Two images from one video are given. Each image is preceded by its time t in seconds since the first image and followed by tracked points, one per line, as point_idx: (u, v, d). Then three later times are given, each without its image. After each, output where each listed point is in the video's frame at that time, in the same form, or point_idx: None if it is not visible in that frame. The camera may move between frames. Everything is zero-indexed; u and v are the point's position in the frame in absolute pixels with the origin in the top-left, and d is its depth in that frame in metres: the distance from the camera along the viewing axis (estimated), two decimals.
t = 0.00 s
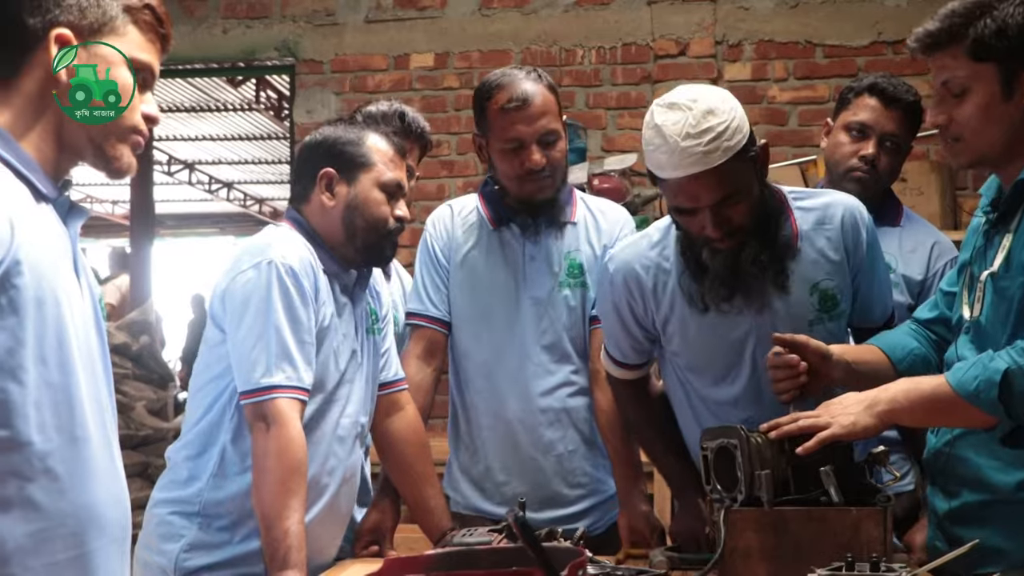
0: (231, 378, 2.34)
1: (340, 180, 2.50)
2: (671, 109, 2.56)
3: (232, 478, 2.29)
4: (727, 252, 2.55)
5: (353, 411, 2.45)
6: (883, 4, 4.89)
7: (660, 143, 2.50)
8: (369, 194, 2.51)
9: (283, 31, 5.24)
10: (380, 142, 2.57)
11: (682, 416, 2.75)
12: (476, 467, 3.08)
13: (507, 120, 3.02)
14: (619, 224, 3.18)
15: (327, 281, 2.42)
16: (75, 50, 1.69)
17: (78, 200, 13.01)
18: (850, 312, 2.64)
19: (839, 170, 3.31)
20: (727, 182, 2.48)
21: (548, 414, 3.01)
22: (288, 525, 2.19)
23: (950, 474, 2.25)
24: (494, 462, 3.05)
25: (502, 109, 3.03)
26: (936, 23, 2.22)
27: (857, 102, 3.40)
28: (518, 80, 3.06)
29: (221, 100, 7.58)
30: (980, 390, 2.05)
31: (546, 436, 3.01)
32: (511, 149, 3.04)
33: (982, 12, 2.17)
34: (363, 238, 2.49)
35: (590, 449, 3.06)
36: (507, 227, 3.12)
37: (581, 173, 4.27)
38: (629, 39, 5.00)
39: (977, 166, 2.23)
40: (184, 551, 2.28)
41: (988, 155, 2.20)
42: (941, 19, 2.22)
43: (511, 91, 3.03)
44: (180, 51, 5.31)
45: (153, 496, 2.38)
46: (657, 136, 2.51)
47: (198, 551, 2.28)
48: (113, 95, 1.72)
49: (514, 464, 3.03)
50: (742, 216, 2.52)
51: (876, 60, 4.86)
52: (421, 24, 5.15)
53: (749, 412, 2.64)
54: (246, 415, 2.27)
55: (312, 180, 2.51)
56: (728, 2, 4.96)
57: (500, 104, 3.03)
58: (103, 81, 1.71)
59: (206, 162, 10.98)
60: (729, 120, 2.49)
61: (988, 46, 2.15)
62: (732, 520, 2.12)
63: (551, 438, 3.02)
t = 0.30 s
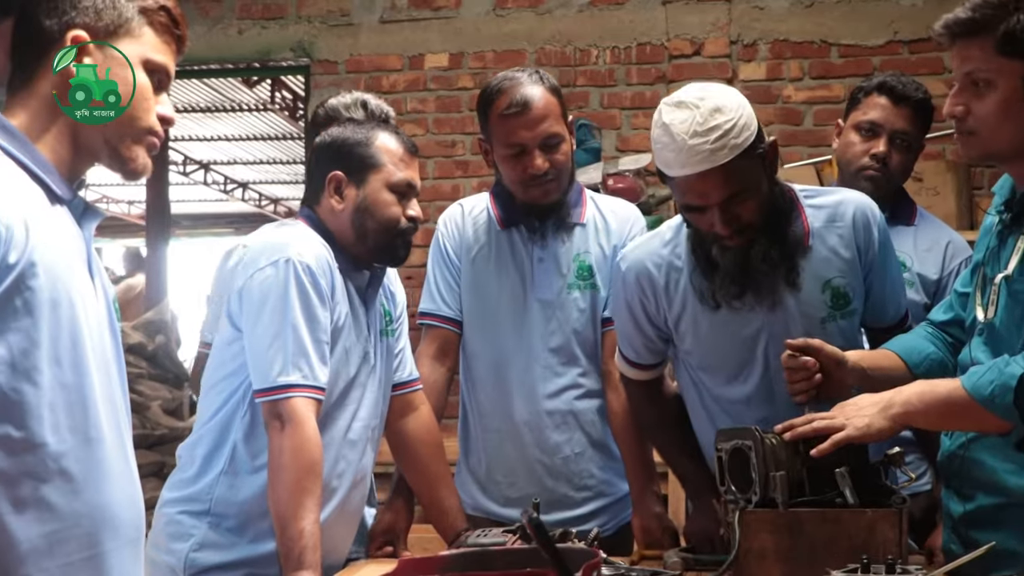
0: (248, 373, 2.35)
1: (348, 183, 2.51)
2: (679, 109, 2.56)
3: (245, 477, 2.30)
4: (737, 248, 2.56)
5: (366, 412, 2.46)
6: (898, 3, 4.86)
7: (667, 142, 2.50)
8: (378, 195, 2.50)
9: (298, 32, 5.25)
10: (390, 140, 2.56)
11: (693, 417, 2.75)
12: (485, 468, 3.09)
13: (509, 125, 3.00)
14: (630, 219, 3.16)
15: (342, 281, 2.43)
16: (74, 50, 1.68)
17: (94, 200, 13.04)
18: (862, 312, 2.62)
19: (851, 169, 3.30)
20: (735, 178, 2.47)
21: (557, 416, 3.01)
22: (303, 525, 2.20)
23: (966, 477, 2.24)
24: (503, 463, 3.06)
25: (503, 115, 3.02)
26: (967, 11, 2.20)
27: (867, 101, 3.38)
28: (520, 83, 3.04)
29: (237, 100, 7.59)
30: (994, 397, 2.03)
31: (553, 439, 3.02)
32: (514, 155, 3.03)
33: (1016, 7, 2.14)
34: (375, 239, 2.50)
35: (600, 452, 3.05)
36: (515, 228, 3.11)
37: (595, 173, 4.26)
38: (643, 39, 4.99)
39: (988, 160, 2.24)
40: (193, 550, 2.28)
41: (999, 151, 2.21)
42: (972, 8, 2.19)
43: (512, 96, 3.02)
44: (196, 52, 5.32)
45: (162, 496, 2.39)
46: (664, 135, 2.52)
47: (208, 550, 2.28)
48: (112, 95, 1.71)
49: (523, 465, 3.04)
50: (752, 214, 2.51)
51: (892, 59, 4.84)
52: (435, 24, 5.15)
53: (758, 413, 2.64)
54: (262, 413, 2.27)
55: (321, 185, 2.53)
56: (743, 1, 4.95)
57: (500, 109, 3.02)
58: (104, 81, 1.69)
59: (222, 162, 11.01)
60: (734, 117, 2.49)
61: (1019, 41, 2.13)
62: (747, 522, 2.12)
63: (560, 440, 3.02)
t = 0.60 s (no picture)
0: (254, 377, 2.35)
1: (349, 186, 2.52)
2: (706, 86, 2.61)
3: (255, 479, 2.30)
4: (760, 225, 2.58)
5: (378, 414, 2.46)
6: (914, 2, 4.84)
7: (694, 116, 2.56)
8: (379, 198, 2.50)
9: (314, 33, 5.26)
10: (392, 137, 2.55)
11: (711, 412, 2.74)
12: (500, 470, 3.09)
13: (519, 127, 2.99)
14: (641, 223, 3.18)
15: (350, 280, 2.43)
16: (74, 50, 1.67)
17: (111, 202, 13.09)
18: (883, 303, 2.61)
19: (863, 169, 3.29)
20: (760, 151, 2.51)
21: (571, 416, 3.01)
22: (317, 527, 2.20)
23: (984, 479, 2.23)
24: (517, 464, 3.05)
25: (514, 117, 3.00)
26: None
27: (877, 101, 3.37)
28: (531, 85, 3.03)
29: (253, 101, 7.61)
30: (966, 388, 2.01)
31: (568, 440, 3.01)
32: (526, 156, 3.02)
33: None
34: (378, 240, 2.50)
35: (614, 452, 3.04)
36: (527, 228, 3.12)
37: (611, 174, 4.25)
38: (658, 39, 4.98)
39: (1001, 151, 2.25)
40: (206, 551, 2.30)
41: (1010, 142, 2.21)
42: None
43: (523, 98, 3.00)
44: (213, 55, 5.34)
45: (177, 496, 2.42)
46: (692, 110, 2.57)
47: (220, 552, 2.30)
48: (112, 95, 1.70)
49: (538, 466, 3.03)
50: (775, 189, 2.55)
51: (908, 59, 4.82)
52: (450, 25, 5.16)
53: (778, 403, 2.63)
54: (273, 415, 2.28)
55: (321, 190, 2.55)
56: (758, 1, 4.94)
57: (511, 112, 3.01)
58: (103, 81, 1.69)
59: (239, 163, 11.04)
60: (761, 92, 2.54)
61: None
62: (763, 523, 2.14)
63: (574, 442, 3.01)
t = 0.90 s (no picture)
0: (269, 379, 2.35)
1: (357, 190, 2.54)
2: (750, 56, 2.70)
3: (271, 480, 2.31)
4: (792, 200, 2.68)
5: (395, 414, 2.47)
6: (933, 2, 4.82)
7: (735, 84, 2.65)
8: (386, 201, 2.51)
9: (331, 35, 5.27)
10: (399, 138, 2.55)
11: (737, 398, 2.80)
12: (517, 470, 3.08)
13: (530, 136, 2.99)
14: (654, 222, 3.16)
15: (363, 280, 2.44)
16: (73, 51, 1.67)
17: (129, 203, 13.12)
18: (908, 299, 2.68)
19: (879, 170, 3.28)
20: (797, 124, 2.61)
21: (586, 417, 3.01)
22: (333, 528, 2.20)
23: (999, 481, 2.22)
24: (534, 465, 3.05)
25: (525, 125, 3.00)
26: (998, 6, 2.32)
27: (892, 102, 3.35)
28: (540, 91, 3.03)
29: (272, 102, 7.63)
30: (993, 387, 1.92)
31: (586, 441, 3.01)
32: (537, 163, 3.02)
33: None
34: (388, 244, 2.51)
35: (631, 453, 3.04)
36: (540, 231, 3.12)
37: (628, 175, 4.25)
38: (675, 39, 4.98)
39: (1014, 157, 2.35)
40: (222, 553, 2.32)
41: None
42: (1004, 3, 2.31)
43: (532, 106, 3.00)
44: (230, 57, 5.36)
45: (193, 498, 2.43)
46: (733, 77, 2.66)
47: (236, 554, 2.31)
48: (112, 96, 1.70)
49: (555, 466, 3.03)
50: (808, 165, 2.65)
51: (927, 58, 4.80)
52: (466, 26, 5.16)
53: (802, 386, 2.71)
54: (288, 417, 2.28)
55: (331, 193, 2.56)
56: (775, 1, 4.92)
57: (521, 119, 3.01)
58: (104, 81, 1.68)
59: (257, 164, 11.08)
60: (802, 66, 2.63)
61: None
62: (781, 525, 2.12)
63: (591, 443, 3.01)
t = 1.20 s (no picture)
0: (288, 381, 2.36)
1: (372, 193, 2.55)
2: (792, 47, 2.91)
3: (290, 481, 2.31)
4: (823, 184, 2.88)
5: (413, 416, 2.47)
6: (953, 1, 4.80)
7: (778, 69, 2.86)
8: (402, 203, 2.52)
9: (349, 37, 5.28)
10: (414, 140, 2.55)
11: (762, 388, 2.89)
12: (534, 472, 3.08)
13: (515, 159, 2.94)
14: (659, 221, 3.09)
15: (381, 283, 2.45)
16: (74, 51, 1.70)
17: (148, 204, 13.17)
18: (933, 296, 2.80)
19: (897, 171, 3.27)
20: (833, 108, 2.81)
21: (601, 419, 3.01)
22: (351, 529, 2.21)
23: None
24: (551, 467, 3.05)
25: (507, 146, 2.96)
26: None
27: (910, 102, 3.34)
28: (520, 111, 2.97)
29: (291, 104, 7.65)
30: (964, 367, 1.81)
31: (602, 444, 3.01)
32: (525, 184, 2.97)
33: None
34: (404, 246, 2.51)
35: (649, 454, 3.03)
36: (540, 239, 3.09)
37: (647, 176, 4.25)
38: (693, 40, 4.97)
39: None
40: (242, 554, 2.33)
41: None
42: None
43: (512, 127, 2.95)
44: (249, 59, 5.38)
45: (213, 500, 2.44)
46: (777, 64, 2.88)
47: (255, 555, 2.32)
48: (112, 95, 1.70)
49: (573, 468, 3.03)
50: (842, 150, 2.86)
51: (947, 58, 4.79)
52: (484, 28, 5.16)
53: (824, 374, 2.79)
54: (306, 419, 2.29)
55: (348, 196, 2.57)
56: (794, 1, 4.91)
57: (503, 142, 2.96)
58: (103, 81, 1.68)
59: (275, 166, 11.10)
60: (841, 57, 2.84)
61: None
62: (800, 527, 2.13)
63: (607, 445, 3.01)
